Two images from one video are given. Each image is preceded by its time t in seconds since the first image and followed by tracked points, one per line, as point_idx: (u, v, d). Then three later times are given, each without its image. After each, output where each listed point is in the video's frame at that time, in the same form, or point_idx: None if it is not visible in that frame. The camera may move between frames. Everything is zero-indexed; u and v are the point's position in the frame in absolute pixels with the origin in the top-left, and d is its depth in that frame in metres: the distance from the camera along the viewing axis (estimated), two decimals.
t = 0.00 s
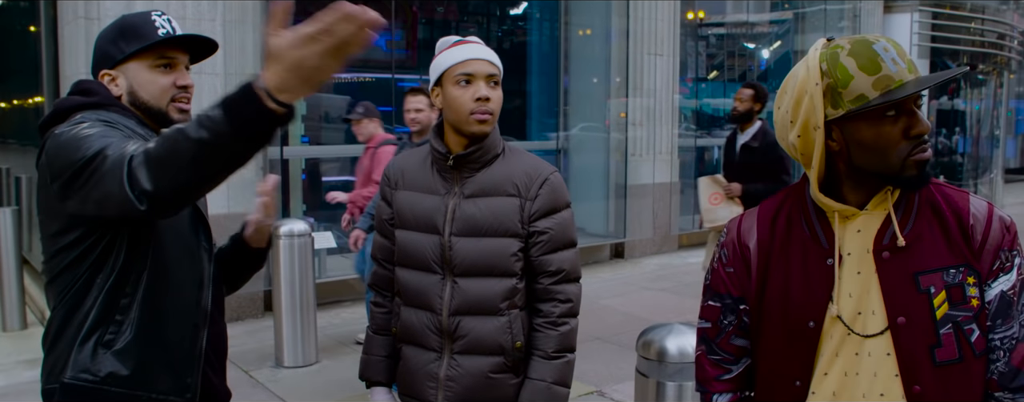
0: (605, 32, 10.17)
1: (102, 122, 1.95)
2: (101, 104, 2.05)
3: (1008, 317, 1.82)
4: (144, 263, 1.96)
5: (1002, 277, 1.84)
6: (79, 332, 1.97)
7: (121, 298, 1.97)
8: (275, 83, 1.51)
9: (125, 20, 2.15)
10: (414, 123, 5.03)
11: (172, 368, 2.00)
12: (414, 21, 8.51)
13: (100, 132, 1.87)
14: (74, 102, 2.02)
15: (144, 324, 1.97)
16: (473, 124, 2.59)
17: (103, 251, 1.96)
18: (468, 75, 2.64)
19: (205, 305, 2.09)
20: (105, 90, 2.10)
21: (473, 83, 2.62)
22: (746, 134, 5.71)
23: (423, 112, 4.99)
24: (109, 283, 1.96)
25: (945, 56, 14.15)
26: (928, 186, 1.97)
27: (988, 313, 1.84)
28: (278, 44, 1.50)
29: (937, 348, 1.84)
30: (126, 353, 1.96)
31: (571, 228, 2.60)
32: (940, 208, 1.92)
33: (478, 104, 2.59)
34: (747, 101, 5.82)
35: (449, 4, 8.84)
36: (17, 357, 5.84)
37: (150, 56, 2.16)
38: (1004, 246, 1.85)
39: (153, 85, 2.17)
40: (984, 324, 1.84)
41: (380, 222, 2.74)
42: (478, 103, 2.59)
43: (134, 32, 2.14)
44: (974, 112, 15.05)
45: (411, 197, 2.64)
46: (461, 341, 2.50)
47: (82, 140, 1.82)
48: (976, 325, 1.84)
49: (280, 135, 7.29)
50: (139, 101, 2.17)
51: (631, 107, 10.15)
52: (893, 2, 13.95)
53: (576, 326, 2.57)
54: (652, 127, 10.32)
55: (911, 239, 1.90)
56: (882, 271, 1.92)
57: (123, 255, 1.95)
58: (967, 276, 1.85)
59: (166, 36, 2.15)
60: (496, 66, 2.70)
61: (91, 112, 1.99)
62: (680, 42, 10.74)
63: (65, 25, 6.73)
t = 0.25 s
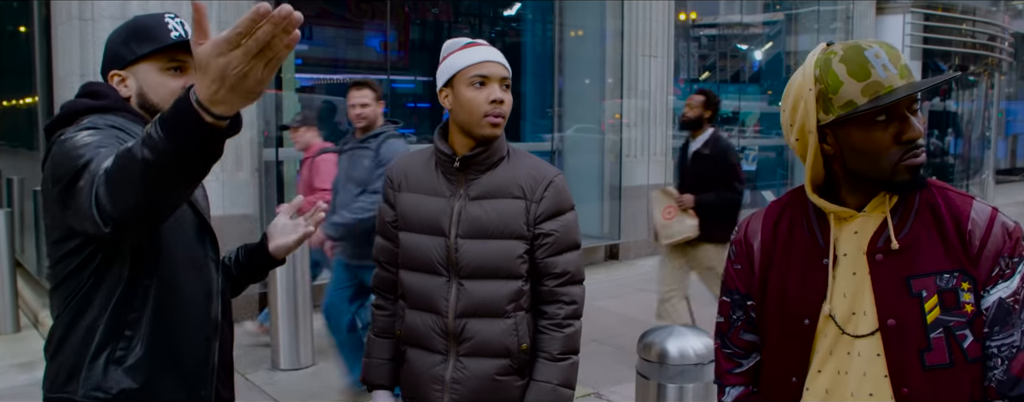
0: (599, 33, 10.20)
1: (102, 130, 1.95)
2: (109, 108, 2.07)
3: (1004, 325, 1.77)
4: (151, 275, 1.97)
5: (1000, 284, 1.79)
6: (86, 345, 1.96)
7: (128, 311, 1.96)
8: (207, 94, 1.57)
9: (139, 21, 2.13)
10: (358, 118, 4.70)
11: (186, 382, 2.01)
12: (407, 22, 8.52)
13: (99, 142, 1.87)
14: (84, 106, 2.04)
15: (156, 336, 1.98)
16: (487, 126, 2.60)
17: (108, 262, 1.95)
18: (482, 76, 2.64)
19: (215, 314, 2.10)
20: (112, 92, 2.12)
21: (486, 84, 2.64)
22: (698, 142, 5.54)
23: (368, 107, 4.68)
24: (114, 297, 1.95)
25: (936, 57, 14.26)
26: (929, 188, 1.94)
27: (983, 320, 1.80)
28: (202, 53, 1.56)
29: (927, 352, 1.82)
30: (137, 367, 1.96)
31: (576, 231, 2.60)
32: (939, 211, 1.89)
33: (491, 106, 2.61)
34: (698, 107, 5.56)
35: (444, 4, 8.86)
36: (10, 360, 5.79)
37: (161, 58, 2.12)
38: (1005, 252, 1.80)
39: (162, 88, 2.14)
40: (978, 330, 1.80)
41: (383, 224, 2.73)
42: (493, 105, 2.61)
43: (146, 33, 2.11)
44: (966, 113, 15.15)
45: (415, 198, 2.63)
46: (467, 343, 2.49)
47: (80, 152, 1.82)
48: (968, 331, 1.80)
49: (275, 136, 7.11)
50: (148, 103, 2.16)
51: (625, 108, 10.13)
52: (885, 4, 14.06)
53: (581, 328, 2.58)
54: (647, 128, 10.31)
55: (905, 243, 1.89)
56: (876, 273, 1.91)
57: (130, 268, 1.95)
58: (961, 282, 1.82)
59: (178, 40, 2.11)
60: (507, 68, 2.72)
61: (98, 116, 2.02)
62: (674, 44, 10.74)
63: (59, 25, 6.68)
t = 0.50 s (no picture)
0: (591, 38, 10.17)
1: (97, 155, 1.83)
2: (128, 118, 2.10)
3: (999, 337, 1.76)
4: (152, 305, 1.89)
5: (999, 294, 1.77)
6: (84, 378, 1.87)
7: (129, 344, 1.88)
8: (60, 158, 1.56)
9: (153, 28, 2.19)
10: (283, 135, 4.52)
11: None
12: (397, 28, 8.49)
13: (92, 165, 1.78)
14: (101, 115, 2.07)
15: (156, 370, 1.91)
16: (488, 131, 2.59)
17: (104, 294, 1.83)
18: (484, 80, 2.62)
19: (214, 343, 2.05)
20: (129, 101, 2.14)
21: (489, 88, 2.63)
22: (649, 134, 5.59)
23: (292, 122, 4.53)
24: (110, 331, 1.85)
25: (925, 62, 14.38)
26: (932, 195, 1.95)
27: (975, 329, 1.81)
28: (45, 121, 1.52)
29: (916, 358, 1.87)
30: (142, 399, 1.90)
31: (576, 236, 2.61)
32: (939, 219, 1.90)
33: (494, 109, 2.61)
34: (647, 102, 5.66)
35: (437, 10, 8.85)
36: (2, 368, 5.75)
37: (177, 65, 2.20)
38: (1005, 262, 1.77)
39: (178, 94, 2.20)
40: (971, 339, 1.81)
41: (381, 230, 2.73)
42: (495, 110, 2.61)
43: (161, 39, 2.18)
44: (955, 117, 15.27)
45: (415, 205, 2.63)
46: (469, 349, 2.49)
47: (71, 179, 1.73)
48: (961, 341, 1.82)
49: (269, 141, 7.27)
50: (165, 110, 2.19)
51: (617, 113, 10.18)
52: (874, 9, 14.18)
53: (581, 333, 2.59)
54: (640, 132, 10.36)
55: (900, 249, 1.94)
56: (872, 278, 1.98)
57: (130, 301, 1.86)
58: (956, 290, 1.83)
59: (192, 46, 2.20)
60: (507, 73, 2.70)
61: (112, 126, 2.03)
62: (666, 49, 10.80)
63: (50, 31, 6.66)
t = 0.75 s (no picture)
0: (587, 39, 10.22)
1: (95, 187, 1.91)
2: (144, 124, 2.16)
3: (1003, 356, 1.77)
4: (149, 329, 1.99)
5: (1004, 312, 1.77)
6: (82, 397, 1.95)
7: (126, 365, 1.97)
8: None
9: (171, 28, 2.22)
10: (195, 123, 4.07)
11: None
12: (394, 28, 8.44)
13: (96, 197, 1.89)
14: (115, 120, 2.13)
15: (152, 386, 2.01)
16: (491, 128, 2.60)
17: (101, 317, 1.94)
18: (486, 80, 2.63)
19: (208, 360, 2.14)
20: (144, 105, 2.19)
21: (490, 87, 2.63)
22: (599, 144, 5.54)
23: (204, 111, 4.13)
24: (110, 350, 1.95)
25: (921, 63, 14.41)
26: (949, 203, 1.95)
27: (975, 344, 1.83)
28: None
29: (912, 367, 1.90)
30: None
31: (576, 236, 2.61)
32: (949, 230, 1.92)
33: (496, 108, 2.61)
34: (597, 110, 5.64)
35: (435, 11, 8.81)
36: None
37: (194, 67, 2.24)
38: (1012, 281, 1.77)
39: (194, 97, 2.24)
40: (970, 355, 1.84)
41: (380, 230, 2.72)
42: (500, 109, 2.61)
43: (179, 41, 2.21)
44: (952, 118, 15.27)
45: (416, 205, 2.63)
46: (470, 349, 2.49)
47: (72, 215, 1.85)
48: (959, 354, 1.84)
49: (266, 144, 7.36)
50: (180, 111, 2.24)
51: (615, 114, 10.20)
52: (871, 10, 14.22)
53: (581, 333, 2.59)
54: (638, 134, 10.38)
55: (907, 256, 1.96)
56: (877, 282, 2.00)
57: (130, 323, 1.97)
58: (957, 302, 1.86)
59: (210, 49, 2.23)
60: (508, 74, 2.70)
61: (127, 133, 2.12)
62: (663, 51, 10.79)
63: (48, 32, 6.65)
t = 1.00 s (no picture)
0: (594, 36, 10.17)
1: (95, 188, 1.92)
2: (148, 122, 2.18)
3: (989, 365, 1.75)
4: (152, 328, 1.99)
5: (991, 318, 1.76)
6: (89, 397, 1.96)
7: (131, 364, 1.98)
8: None
9: (175, 23, 2.21)
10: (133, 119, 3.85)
11: None
12: (401, 26, 8.47)
13: (97, 198, 1.90)
14: (120, 119, 2.16)
15: (157, 386, 2.01)
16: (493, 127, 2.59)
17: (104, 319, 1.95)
18: (488, 76, 2.63)
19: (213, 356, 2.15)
20: (148, 103, 2.21)
21: (491, 84, 2.63)
22: (549, 132, 5.58)
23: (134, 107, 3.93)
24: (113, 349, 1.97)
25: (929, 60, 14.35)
26: (953, 202, 1.96)
27: (963, 349, 1.84)
28: None
29: (900, 369, 1.94)
30: None
31: (579, 232, 2.61)
32: (946, 230, 1.93)
33: (498, 106, 2.60)
34: (548, 99, 5.59)
35: (440, 8, 8.81)
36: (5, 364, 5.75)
37: (198, 62, 2.24)
38: (1000, 286, 1.75)
39: (198, 92, 2.24)
40: (957, 360, 1.85)
41: (384, 226, 2.72)
42: (500, 106, 2.60)
43: (183, 36, 2.20)
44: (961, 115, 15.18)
45: (419, 201, 2.63)
46: (473, 345, 2.49)
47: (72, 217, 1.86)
48: (945, 359, 1.86)
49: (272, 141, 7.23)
50: (185, 107, 2.24)
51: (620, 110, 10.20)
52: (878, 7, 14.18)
53: (584, 329, 2.59)
54: (644, 131, 10.37)
55: (904, 254, 1.99)
56: (877, 281, 2.05)
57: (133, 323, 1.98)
58: (945, 305, 1.87)
59: (214, 43, 2.22)
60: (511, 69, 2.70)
61: (130, 131, 2.14)
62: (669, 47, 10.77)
63: (55, 29, 6.68)
